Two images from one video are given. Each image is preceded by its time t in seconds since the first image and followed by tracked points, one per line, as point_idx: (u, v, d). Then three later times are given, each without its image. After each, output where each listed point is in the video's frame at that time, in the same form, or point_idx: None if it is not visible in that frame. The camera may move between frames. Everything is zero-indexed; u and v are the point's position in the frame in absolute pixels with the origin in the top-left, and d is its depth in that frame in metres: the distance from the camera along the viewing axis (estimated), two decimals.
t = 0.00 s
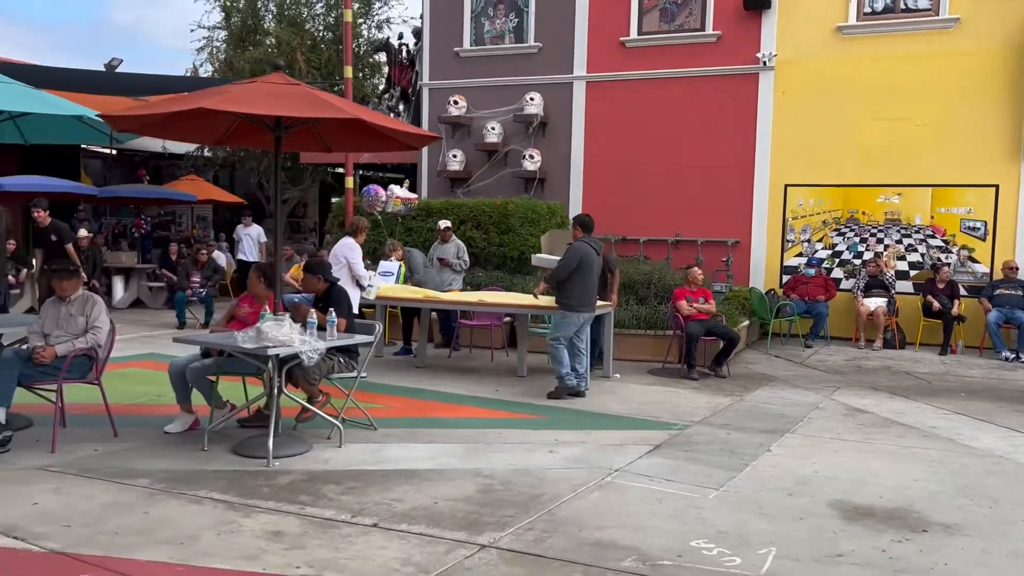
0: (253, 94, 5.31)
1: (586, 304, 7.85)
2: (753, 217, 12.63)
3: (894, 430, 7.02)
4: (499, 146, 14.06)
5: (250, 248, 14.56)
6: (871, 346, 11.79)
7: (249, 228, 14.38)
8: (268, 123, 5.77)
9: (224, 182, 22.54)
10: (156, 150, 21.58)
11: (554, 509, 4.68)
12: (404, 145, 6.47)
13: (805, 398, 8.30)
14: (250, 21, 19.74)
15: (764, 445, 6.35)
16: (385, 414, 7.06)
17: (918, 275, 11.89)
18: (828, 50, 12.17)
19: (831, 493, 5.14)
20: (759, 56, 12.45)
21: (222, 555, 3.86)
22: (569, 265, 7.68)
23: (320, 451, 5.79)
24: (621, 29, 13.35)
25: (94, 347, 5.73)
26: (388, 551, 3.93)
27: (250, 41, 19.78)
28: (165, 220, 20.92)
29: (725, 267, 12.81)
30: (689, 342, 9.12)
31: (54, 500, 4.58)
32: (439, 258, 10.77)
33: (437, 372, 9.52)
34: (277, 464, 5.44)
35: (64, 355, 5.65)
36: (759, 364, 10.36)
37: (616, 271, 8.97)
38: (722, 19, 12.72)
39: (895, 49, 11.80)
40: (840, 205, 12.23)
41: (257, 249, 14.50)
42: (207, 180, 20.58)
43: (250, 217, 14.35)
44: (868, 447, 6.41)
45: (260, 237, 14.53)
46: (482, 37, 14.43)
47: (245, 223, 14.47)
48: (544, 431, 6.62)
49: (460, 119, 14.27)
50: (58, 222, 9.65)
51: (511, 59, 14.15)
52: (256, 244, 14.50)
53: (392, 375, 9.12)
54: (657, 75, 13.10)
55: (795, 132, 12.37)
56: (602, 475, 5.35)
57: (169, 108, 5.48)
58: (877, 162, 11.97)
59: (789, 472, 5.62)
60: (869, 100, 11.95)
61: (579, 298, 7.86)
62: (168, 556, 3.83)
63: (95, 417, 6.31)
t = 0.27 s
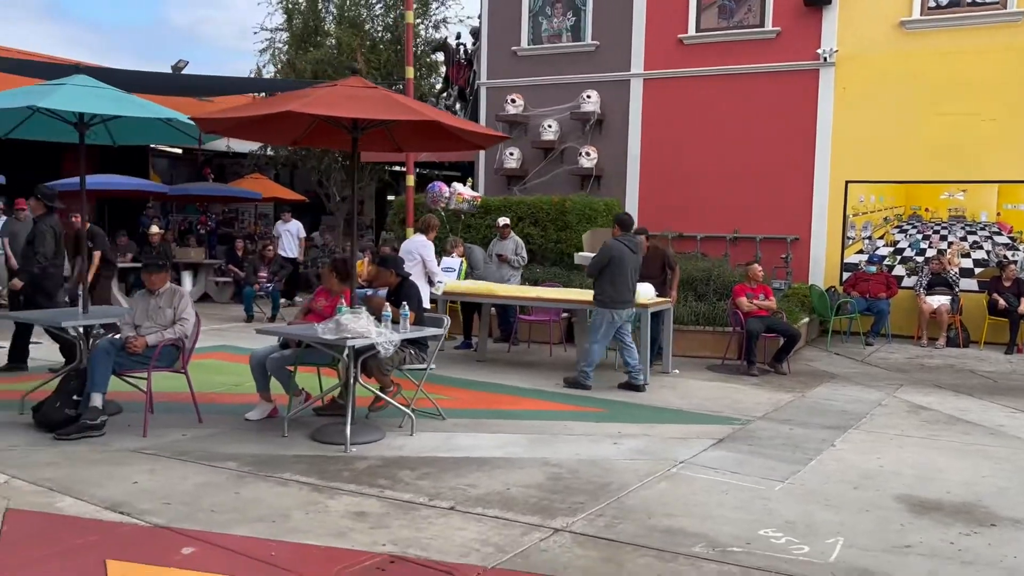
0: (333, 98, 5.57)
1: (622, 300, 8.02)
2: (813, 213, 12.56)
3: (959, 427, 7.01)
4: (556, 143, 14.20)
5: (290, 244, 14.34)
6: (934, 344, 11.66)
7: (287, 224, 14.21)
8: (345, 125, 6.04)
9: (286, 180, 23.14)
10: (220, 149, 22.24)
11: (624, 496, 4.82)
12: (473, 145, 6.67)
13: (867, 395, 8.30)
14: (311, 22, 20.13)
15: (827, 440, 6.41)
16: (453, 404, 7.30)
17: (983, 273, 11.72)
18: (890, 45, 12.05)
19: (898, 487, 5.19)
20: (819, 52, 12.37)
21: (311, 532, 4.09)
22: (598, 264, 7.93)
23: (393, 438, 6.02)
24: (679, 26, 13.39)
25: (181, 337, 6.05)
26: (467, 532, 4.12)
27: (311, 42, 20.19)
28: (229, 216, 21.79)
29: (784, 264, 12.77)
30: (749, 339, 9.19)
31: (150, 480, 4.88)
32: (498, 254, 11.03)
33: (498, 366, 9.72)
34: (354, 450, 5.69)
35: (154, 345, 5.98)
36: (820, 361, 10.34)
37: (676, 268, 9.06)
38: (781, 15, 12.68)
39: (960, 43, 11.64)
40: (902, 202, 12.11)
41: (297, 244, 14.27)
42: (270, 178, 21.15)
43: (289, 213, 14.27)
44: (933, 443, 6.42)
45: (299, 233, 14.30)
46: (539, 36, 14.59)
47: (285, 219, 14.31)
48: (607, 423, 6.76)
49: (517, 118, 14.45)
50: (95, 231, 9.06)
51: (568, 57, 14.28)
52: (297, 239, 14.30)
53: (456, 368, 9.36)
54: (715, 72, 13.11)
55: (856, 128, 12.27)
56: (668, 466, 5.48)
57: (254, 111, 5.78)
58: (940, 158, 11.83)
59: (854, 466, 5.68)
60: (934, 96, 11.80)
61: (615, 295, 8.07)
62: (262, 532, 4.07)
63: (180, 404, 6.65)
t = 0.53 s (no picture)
0: (409, 98, 5.77)
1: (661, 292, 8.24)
2: (878, 209, 12.41)
3: None
4: (615, 140, 14.27)
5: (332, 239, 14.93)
6: (1003, 343, 11.44)
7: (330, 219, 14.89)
8: (419, 123, 6.25)
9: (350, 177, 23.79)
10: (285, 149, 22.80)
11: (694, 485, 4.91)
12: (541, 142, 6.81)
13: (935, 392, 8.22)
14: (372, 22, 20.42)
15: (896, 436, 6.40)
16: (521, 396, 7.47)
17: None
18: (960, 38, 11.84)
19: (970, 482, 5.19)
20: (886, 46, 12.22)
21: (394, 512, 4.28)
22: (636, 257, 8.21)
23: (465, 427, 6.20)
24: (741, 22, 13.35)
25: (265, 327, 6.35)
26: (544, 514, 4.26)
27: (373, 42, 20.50)
28: (292, 214, 22.37)
29: (847, 261, 12.65)
30: (814, 335, 9.18)
31: (240, 461, 5.14)
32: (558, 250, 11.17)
33: (560, 360, 9.87)
34: (429, 437, 5.89)
35: (240, 334, 6.28)
36: (885, 359, 10.24)
37: (740, 264, 9.04)
38: (846, 9, 12.55)
39: None
40: (971, 198, 11.91)
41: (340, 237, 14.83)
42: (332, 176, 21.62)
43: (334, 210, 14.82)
44: (1006, 441, 6.36)
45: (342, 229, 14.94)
46: (600, 33, 14.67)
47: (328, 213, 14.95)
48: (672, 416, 6.85)
49: (576, 115, 14.55)
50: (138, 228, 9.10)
51: (628, 54, 14.33)
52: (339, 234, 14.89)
53: (520, 361, 9.55)
54: (778, 68, 13.03)
55: (923, 123, 12.09)
56: (737, 458, 5.55)
57: (334, 111, 6.03)
58: (1011, 152, 11.59)
59: (924, 461, 5.67)
60: (1005, 89, 11.56)
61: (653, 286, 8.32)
62: (348, 511, 4.28)
63: (261, 392, 6.96)
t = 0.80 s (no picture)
0: (480, 102, 5.90)
1: (711, 290, 8.37)
2: (946, 209, 12.17)
3: None
4: (675, 139, 14.23)
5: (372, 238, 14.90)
6: None
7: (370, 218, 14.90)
8: (489, 126, 6.37)
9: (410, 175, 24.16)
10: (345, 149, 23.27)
11: (765, 484, 4.95)
12: (608, 143, 6.85)
13: (1008, 396, 8.07)
14: (432, 23, 20.65)
15: (969, 439, 6.32)
16: (586, 395, 7.55)
17: None
18: None
19: None
20: (956, 43, 11.96)
21: (472, 504, 4.41)
22: (687, 257, 8.42)
23: (533, 423, 6.31)
24: (805, 20, 13.20)
25: (339, 324, 6.57)
26: (618, 510, 4.34)
27: (433, 44, 20.76)
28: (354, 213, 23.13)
29: (914, 261, 12.43)
30: (881, 336, 9.08)
31: (320, 453, 5.34)
32: (619, 250, 11.15)
33: (622, 359, 9.92)
34: (498, 433, 6.01)
35: (316, 331, 6.52)
36: (954, 361, 10.06)
37: (808, 263, 8.98)
38: (915, 5, 12.33)
39: None
40: None
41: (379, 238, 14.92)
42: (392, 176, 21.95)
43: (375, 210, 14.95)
44: None
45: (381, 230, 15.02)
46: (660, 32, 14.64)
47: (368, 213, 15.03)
48: (738, 417, 6.88)
49: (636, 114, 14.55)
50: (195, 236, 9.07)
51: (689, 53, 14.28)
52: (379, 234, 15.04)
53: (582, 360, 9.62)
54: (843, 65, 12.86)
55: (995, 121, 11.81)
56: (807, 459, 5.56)
57: (407, 116, 6.20)
58: None
59: (999, 465, 5.61)
60: None
61: (703, 285, 8.46)
62: (428, 502, 4.42)
63: (333, 387, 7.18)
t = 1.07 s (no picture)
0: (553, 104, 5.94)
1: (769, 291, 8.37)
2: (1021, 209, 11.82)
3: None
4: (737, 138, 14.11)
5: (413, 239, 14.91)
6: None
7: (411, 217, 14.90)
8: (560, 128, 6.40)
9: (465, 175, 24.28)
10: (403, 149, 23.65)
11: (842, 487, 4.91)
12: (678, 143, 6.84)
13: None
14: (490, 24, 20.78)
15: None
16: (653, 396, 7.54)
17: None
18: None
19: None
20: None
21: (550, 501, 4.46)
22: (747, 257, 8.43)
23: (602, 423, 6.34)
24: (872, 16, 12.96)
25: (411, 323, 6.68)
26: (695, 510, 4.36)
27: (491, 45, 20.90)
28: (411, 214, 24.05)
29: (987, 262, 12.12)
30: (954, 339, 8.87)
31: (396, 449, 5.45)
32: (681, 250, 11.09)
33: (686, 360, 9.89)
34: (567, 432, 6.03)
35: (388, 329, 6.63)
36: None
37: (882, 262, 8.84)
38: None
39: None
40: None
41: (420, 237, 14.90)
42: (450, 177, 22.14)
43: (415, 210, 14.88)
44: None
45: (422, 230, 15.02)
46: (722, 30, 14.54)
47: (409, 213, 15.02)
48: (809, 419, 6.81)
49: (697, 113, 14.47)
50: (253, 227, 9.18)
51: (752, 51, 14.14)
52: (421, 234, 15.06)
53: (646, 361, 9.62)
54: (912, 62, 12.58)
55: None
56: (883, 462, 5.49)
57: (480, 119, 6.28)
58: None
59: None
60: None
61: (763, 286, 8.46)
62: (506, 498, 4.48)
63: (403, 384, 7.31)
